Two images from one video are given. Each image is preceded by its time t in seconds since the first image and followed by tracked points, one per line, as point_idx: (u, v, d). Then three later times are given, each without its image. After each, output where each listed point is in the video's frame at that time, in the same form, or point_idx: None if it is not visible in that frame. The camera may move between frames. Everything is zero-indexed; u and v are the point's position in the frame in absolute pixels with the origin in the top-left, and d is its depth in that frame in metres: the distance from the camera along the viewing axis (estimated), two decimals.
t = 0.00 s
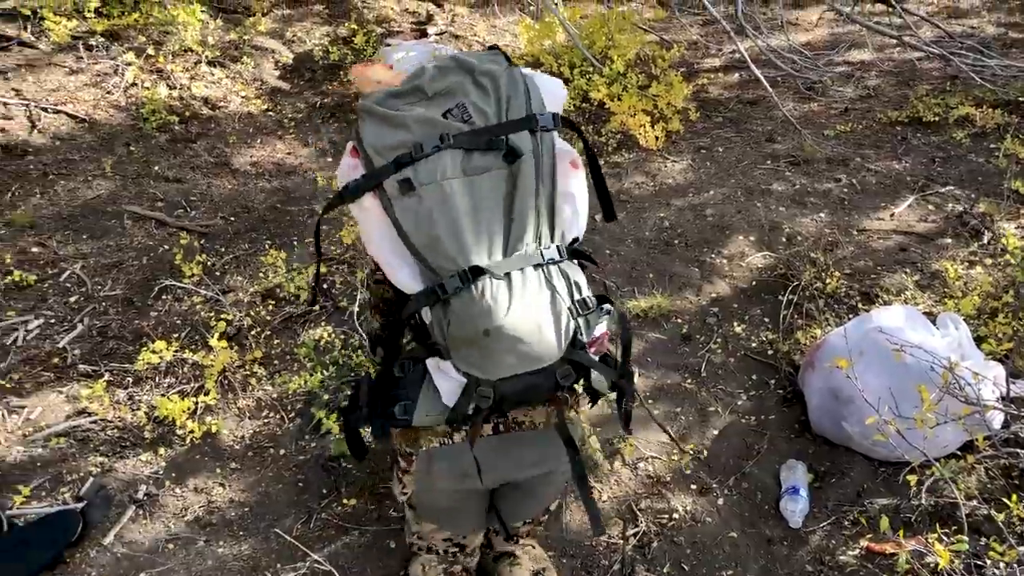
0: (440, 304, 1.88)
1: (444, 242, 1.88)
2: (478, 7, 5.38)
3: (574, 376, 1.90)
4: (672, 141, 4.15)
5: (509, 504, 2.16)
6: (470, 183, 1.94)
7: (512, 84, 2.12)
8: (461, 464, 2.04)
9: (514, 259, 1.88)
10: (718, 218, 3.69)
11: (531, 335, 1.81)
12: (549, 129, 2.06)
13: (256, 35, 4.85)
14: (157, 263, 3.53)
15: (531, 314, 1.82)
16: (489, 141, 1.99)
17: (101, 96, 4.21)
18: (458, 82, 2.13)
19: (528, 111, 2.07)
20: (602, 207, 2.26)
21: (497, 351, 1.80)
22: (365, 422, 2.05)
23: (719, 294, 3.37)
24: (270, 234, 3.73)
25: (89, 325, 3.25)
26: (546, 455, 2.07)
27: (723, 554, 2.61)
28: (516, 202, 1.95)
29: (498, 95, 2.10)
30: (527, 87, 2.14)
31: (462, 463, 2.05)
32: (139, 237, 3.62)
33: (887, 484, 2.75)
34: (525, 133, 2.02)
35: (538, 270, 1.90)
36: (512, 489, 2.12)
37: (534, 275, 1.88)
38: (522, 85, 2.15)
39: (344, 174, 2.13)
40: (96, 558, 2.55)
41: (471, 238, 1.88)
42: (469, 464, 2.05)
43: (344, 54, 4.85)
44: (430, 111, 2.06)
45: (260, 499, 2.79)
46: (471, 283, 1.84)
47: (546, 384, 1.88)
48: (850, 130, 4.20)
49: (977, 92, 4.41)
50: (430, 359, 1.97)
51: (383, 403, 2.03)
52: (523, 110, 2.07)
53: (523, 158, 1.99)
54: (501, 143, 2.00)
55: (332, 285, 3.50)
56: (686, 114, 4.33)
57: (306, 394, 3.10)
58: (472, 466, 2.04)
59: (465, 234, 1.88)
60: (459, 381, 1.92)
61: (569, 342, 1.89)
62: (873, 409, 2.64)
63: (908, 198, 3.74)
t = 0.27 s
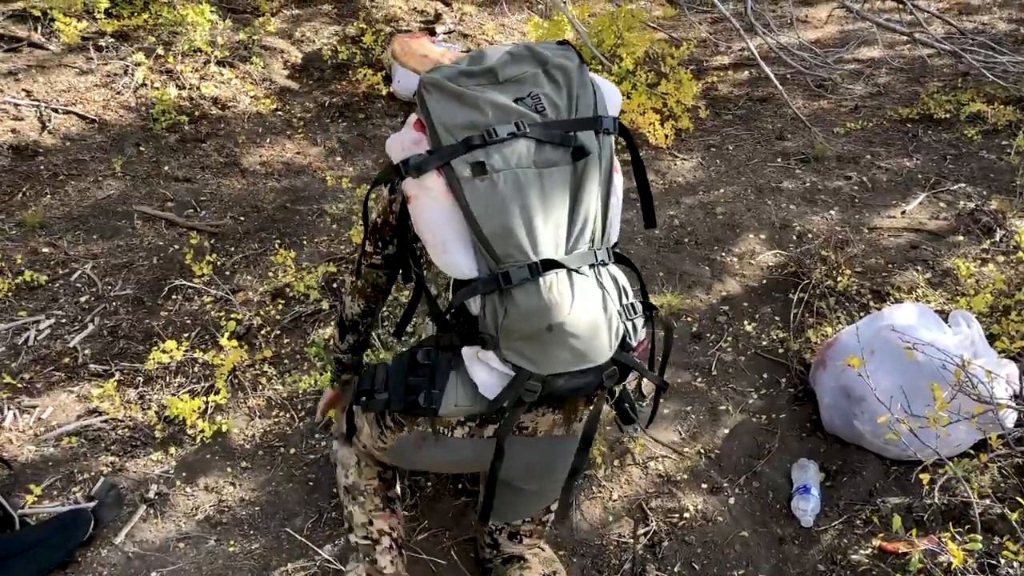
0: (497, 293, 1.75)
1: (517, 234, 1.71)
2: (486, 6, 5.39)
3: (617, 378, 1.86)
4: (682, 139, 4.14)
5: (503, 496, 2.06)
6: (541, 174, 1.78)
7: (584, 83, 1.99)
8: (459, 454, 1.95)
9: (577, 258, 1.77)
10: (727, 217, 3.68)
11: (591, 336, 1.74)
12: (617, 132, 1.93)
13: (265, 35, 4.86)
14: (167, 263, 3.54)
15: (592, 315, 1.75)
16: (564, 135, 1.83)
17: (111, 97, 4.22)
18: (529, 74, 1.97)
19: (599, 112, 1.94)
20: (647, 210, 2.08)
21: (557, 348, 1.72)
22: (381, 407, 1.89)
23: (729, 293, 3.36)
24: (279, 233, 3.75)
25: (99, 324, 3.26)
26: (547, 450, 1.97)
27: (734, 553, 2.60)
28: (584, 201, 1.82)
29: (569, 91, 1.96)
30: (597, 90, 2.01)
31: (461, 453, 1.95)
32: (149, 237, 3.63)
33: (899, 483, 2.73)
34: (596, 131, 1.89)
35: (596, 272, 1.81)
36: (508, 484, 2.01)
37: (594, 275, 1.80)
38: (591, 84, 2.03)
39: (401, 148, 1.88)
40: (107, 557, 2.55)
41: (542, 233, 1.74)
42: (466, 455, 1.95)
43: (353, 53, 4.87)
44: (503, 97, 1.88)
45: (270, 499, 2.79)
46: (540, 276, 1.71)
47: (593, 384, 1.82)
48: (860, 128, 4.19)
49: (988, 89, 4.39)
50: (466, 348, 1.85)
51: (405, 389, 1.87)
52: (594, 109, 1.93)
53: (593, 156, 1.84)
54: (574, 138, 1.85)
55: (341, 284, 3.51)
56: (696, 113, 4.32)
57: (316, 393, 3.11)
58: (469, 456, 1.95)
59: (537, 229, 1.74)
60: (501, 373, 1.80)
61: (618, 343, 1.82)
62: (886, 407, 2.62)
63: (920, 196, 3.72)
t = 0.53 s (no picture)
0: (519, 284, 1.72)
1: (543, 225, 1.70)
2: (492, 4, 5.39)
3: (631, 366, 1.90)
4: (688, 136, 4.13)
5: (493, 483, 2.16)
6: (563, 164, 1.77)
7: (600, 74, 1.96)
8: (448, 445, 2.05)
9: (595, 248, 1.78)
10: (734, 214, 3.67)
11: (611, 328, 1.76)
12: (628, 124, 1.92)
13: (271, 34, 4.87)
14: (174, 261, 3.55)
15: (612, 305, 1.76)
16: (583, 126, 1.82)
17: (118, 96, 4.23)
18: (544, 64, 1.94)
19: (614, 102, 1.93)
20: (649, 200, 2.05)
21: (579, 338, 1.73)
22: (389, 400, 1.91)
23: (736, 290, 3.35)
24: (286, 232, 3.76)
25: (107, 323, 3.27)
26: (536, 446, 2.03)
27: (741, 550, 2.60)
28: (601, 194, 1.82)
29: (585, 83, 1.94)
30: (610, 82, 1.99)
31: (450, 444, 2.05)
32: (156, 236, 3.64)
33: (907, 480, 2.72)
34: (610, 122, 1.87)
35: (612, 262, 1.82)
36: (496, 473, 2.11)
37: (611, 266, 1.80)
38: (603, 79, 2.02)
39: (421, 133, 1.80)
40: (115, 555, 2.56)
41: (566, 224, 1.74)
42: (455, 445, 2.04)
43: (359, 51, 4.87)
44: (522, 86, 1.85)
45: (277, 496, 2.80)
46: (565, 267, 1.71)
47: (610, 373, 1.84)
48: (867, 124, 4.17)
49: (995, 84, 4.37)
50: (484, 340, 1.83)
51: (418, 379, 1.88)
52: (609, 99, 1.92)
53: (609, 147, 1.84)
54: (592, 128, 1.84)
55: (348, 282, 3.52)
56: (702, 110, 4.31)
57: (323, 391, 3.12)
58: (459, 446, 2.04)
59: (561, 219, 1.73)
60: (520, 364, 1.81)
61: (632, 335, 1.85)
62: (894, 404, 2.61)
63: (927, 192, 3.71)
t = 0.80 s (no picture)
0: (492, 281, 1.78)
1: (514, 224, 1.76)
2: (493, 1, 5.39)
3: (602, 361, 1.95)
4: (689, 133, 4.13)
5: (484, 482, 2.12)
6: (534, 165, 1.83)
7: (571, 76, 2.03)
8: (431, 445, 2.03)
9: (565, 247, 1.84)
10: (735, 210, 3.67)
11: (581, 325, 1.81)
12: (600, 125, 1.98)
13: (271, 31, 4.87)
14: (176, 259, 3.56)
15: (583, 303, 1.82)
16: (554, 127, 1.88)
17: (119, 94, 4.24)
18: (519, 64, 1.99)
19: (585, 104, 1.99)
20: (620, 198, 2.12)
21: (548, 336, 1.78)
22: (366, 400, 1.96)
23: (737, 287, 3.35)
24: (287, 229, 3.77)
25: (109, 320, 3.27)
26: (520, 437, 2.02)
27: (742, 546, 2.60)
28: (573, 192, 1.88)
29: (557, 83, 2.00)
30: (582, 84, 2.06)
31: (433, 444, 2.03)
32: (157, 233, 3.65)
33: (908, 476, 2.72)
34: (582, 123, 1.93)
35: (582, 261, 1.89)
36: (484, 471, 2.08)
37: (581, 265, 1.87)
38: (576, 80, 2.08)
39: (396, 132, 1.86)
40: (117, 552, 2.57)
41: (536, 224, 1.80)
42: (439, 445, 2.03)
43: (360, 49, 4.87)
44: (497, 86, 1.90)
45: (278, 493, 2.81)
46: (537, 265, 1.76)
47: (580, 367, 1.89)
48: (868, 120, 4.17)
49: (997, 81, 4.36)
50: (456, 336, 1.87)
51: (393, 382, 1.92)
52: (580, 101, 1.98)
53: (581, 148, 1.90)
54: (563, 130, 1.90)
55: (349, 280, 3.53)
56: (703, 106, 4.30)
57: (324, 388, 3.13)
58: (443, 445, 2.03)
59: (532, 219, 1.79)
60: (492, 361, 1.85)
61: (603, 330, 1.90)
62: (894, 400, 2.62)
63: (928, 188, 3.70)
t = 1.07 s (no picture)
0: (448, 268, 1.80)
1: (462, 211, 1.78)
2: None
3: (567, 342, 1.93)
4: (687, 130, 4.13)
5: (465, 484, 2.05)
6: (481, 153, 1.85)
7: (512, 64, 2.04)
8: (403, 444, 1.99)
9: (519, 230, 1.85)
10: (733, 207, 3.67)
11: (540, 306, 1.82)
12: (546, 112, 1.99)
13: (270, 28, 4.87)
14: (173, 255, 3.56)
15: (539, 285, 1.83)
16: (498, 114, 1.90)
17: (117, 90, 4.23)
18: (459, 54, 2.01)
19: (529, 90, 2.01)
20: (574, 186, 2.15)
21: (508, 318, 1.78)
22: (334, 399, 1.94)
23: (734, 283, 3.36)
24: (285, 226, 3.77)
25: (106, 317, 3.27)
26: (496, 432, 1.96)
27: (738, 542, 2.60)
28: (523, 177, 1.89)
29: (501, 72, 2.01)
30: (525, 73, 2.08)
31: (404, 442, 1.99)
32: (155, 229, 3.65)
33: (904, 473, 2.73)
34: (528, 110, 1.96)
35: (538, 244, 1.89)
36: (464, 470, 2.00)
37: (536, 247, 1.88)
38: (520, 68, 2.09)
39: (341, 131, 1.89)
40: (114, 548, 2.56)
41: (485, 210, 1.81)
42: (410, 443, 1.98)
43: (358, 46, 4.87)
44: (438, 78, 1.92)
45: (275, 489, 2.81)
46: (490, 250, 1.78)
47: (545, 349, 1.86)
48: (866, 118, 4.17)
49: (995, 78, 4.36)
50: (417, 329, 1.86)
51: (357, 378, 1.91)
52: (522, 89, 1.99)
53: (526, 135, 1.91)
54: (507, 117, 1.92)
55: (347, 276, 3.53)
56: (701, 103, 4.30)
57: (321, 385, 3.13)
58: (415, 444, 1.99)
59: (480, 205, 1.81)
60: (454, 348, 1.84)
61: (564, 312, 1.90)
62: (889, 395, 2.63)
63: (926, 185, 3.71)
